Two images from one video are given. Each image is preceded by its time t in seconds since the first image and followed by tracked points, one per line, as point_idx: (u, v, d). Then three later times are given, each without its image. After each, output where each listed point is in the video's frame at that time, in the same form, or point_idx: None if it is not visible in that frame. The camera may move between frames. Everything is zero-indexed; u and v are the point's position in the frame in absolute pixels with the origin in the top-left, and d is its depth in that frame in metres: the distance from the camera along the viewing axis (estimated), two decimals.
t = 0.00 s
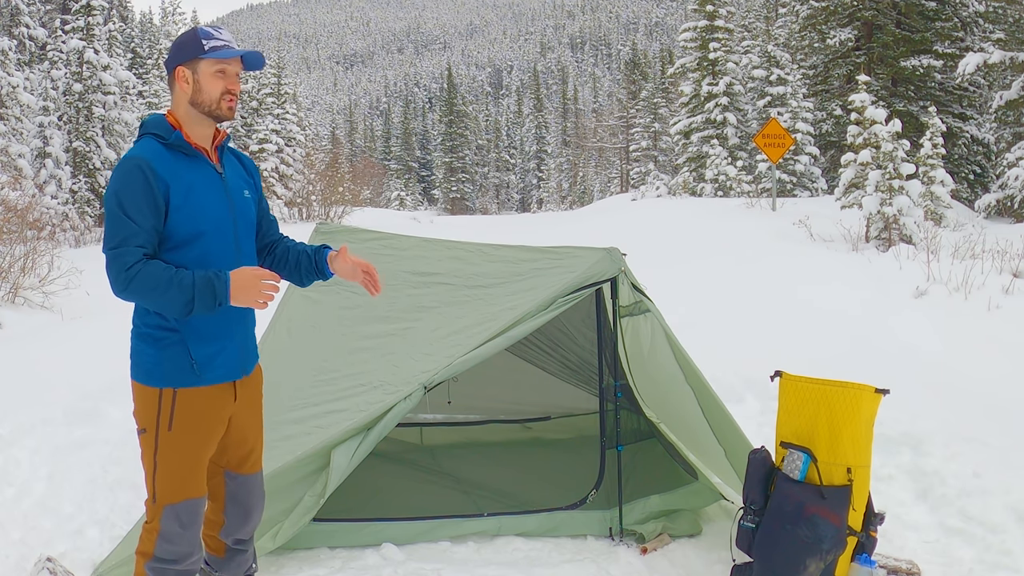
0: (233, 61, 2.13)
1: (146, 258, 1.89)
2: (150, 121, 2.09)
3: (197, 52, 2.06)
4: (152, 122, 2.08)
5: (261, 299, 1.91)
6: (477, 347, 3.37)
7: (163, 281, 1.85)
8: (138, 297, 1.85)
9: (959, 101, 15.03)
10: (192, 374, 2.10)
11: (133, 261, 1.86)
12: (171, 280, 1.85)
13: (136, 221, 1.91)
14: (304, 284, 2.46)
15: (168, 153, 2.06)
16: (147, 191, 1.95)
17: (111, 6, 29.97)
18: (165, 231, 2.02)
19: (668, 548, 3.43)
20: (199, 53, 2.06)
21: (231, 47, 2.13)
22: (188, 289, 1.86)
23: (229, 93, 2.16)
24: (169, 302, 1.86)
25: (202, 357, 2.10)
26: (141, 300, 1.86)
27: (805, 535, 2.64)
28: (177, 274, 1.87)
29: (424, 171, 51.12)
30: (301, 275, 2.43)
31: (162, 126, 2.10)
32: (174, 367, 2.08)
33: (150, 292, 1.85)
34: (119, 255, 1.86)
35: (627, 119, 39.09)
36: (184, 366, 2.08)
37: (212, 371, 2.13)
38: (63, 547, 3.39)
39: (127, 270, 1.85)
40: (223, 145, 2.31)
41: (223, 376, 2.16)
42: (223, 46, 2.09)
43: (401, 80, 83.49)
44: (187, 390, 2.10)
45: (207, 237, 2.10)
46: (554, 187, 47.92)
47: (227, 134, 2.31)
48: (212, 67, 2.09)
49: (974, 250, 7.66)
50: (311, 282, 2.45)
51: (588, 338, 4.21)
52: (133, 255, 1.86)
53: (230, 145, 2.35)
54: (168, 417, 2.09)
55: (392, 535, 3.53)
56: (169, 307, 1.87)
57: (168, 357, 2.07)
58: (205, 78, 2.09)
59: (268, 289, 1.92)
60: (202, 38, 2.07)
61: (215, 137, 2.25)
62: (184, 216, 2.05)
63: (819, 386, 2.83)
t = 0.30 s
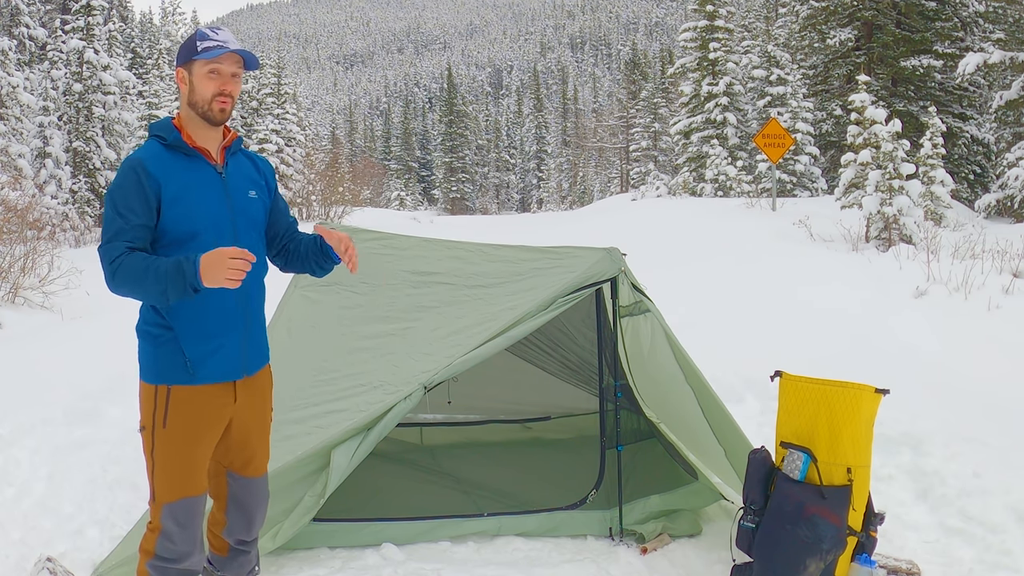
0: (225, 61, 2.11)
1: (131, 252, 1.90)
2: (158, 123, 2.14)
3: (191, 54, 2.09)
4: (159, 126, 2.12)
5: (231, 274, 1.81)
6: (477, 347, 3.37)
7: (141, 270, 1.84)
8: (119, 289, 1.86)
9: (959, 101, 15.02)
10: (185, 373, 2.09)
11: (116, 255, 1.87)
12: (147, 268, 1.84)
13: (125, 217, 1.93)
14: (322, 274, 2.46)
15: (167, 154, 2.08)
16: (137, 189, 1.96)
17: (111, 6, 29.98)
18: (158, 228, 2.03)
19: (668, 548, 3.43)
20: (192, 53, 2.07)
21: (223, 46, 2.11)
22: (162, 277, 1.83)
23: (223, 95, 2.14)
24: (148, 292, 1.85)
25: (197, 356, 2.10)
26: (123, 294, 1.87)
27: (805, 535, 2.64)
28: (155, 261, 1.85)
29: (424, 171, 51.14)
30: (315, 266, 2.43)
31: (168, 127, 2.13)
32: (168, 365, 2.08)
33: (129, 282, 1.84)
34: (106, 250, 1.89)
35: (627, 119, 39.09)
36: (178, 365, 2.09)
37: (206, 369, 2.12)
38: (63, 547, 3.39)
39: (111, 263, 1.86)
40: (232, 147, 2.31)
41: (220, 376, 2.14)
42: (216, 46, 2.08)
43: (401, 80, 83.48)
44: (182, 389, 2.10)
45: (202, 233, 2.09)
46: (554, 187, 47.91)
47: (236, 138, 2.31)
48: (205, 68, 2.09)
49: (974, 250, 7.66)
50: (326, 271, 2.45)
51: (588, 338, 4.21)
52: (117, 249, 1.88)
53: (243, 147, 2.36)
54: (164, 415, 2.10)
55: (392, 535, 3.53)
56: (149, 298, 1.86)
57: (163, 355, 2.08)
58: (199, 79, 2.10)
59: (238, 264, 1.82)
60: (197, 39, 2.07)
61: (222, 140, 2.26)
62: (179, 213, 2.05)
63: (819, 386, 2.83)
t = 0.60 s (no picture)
0: (233, 62, 2.12)
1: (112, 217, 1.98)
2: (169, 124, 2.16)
3: (200, 55, 2.10)
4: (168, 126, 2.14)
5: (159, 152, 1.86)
6: (478, 346, 3.37)
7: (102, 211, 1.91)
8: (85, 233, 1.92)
9: (959, 101, 15.02)
10: (177, 371, 2.10)
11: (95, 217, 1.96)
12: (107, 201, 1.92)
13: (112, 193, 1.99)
14: (348, 228, 2.42)
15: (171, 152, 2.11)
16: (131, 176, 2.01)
17: (111, 7, 29.97)
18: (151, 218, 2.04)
19: (668, 547, 3.43)
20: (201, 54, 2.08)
21: (229, 48, 2.11)
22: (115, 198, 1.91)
23: (230, 96, 2.14)
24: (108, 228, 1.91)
25: (189, 354, 2.10)
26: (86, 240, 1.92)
27: (805, 535, 2.64)
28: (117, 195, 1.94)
29: (424, 171, 51.16)
30: (338, 222, 2.39)
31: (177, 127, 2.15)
32: (160, 360, 2.10)
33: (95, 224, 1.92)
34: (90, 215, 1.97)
35: (627, 119, 39.09)
36: (170, 362, 2.10)
37: (198, 366, 2.12)
38: (63, 547, 3.39)
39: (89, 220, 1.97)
40: (245, 147, 2.29)
41: (211, 375, 2.13)
42: (223, 47, 2.09)
43: (401, 81, 83.47)
44: (174, 386, 2.10)
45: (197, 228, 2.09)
46: (554, 187, 47.92)
47: (247, 137, 2.30)
48: (212, 69, 2.10)
49: (974, 250, 7.66)
50: (350, 222, 2.41)
51: (588, 338, 4.21)
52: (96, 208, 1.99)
53: (255, 147, 2.34)
54: (156, 410, 2.11)
55: (392, 535, 3.53)
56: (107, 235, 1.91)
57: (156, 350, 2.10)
58: (206, 78, 2.10)
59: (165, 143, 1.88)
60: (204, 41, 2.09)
61: (234, 140, 2.26)
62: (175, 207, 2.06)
63: (819, 386, 2.83)
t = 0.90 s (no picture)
0: (249, 70, 2.12)
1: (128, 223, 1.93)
2: (177, 119, 2.15)
3: (215, 58, 2.10)
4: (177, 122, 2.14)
5: (185, 206, 1.79)
6: (477, 347, 3.37)
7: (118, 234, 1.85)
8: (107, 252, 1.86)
9: (959, 101, 15.02)
10: (172, 372, 2.10)
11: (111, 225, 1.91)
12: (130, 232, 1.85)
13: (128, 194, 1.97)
14: (360, 272, 2.38)
15: (179, 152, 2.10)
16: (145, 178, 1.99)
17: (111, 7, 29.98)
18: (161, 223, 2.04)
19: (668, 547, 3.43)
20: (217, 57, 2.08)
21: (248, 56, 2.12)
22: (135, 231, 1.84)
23: (241, 102, 2.14)
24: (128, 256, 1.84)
25: (185, 355, 2.10)
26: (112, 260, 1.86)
27: (805, 535, 2.64)
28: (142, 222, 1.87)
29: (424, 171, 51.18)
30: (354, 264, 2.35)
31: (185, 125, 2.14)
32: (156, 360, 2.09)
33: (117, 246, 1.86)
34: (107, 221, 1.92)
35: (627, 119, 39.10)
36: (166, 362, 2.09)
37: (193, 368, 2.11)
38: (63, 547, 3.39)
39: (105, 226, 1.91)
40: (251, 152, 2.30)
41: (208, 377, 2.13)
42: (241, 53, 2.10)
43: (401, 81, 83.49)
44: (171, 386, 2.10)
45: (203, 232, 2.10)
46: (554, 187, 47.92)
47: (254, 142, 2.30)
48: (227, 74, 2.10)
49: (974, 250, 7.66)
50: (365, 268, 2.37)
51: (588, 338, 4.21)
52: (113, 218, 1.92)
53: (261, 153, 2.35)
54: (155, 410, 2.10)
55: (392, 535, 3.53)
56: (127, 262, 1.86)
57: (154, 348, 2.09)
58: (220, 83, 2.11)
59: (192, 197, 1.79)
60: (222, 44, 2.09)
61: (241, 145, 2.26)
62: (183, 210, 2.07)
63: (819, 386, 2.83)
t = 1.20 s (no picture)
0: (236, 61, 2.12)
1: (138, 243, 1.91)
2: (168, 122, 2.14)
3: (203, 52, 2.11)
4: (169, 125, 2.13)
5: (213, 275, 1.73)
6: (478, 347, 3.38)
7: (137, 263, 1.81)
8: (125, 284, 1.83)
9: (960, 101, 15.02)
10: (182, 375, 2.09)
11: (123, 245, 1.88)
12: (146, 262, 1.81)
13: (128, 208, 1.95)
14: (330, 300, 2.40)
15: (175, 154, 2.09)
16: (145, 186, 1.98)
17: (111, 7, 30.00)
18: (165, 232, 2.04)
19: (668, 547, 3.43)
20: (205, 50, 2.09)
21: (236, 51, 2.12)
22: (155, 268, 1.79)
23: (230, 97, 2.14)
24: (145, 286, 1.80)
25: (193, 359, 2.10)
26: (130, 289, 1.84)
27: (805, 535, 2.64)
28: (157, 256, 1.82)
29: (424, 171, 51.19)
30: (326, 292, 2.36)
31: (177, 126, 2.13)
32: (164, 365, 2.08)
33: (131, 275, 1.82)
34: (115, 242, 1.90)
35: (627, 119, 39.10)
36: (173, 366, 2.08)
37: (201, 372, 2.12)
38: (63, 547, 3.39)
39: (117, 250, 1.87)
40: (244, 150, 2.29)
41: (215, 379, 2.14)
42: (228, 45, 2.11)
43: (401, 81, 83.52)
44: (179, 391, 2.10)
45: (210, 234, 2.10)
46: (554, 187, 47.93)
47: (246, 139, 2.30)
48: (215, 67, 2.11)
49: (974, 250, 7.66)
50: (334, 298, 2.39)
51: (588, 338, 4.21)
52: (124, 240, 1.89)
53: (253, 151, 2.35)
54: (161, 414, 2.10)
55: (392, 535, 3.53)
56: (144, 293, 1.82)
57: (160, 354, 2.08)
58: (209, 77, 2.11)
59: (222, 269, 1.74)
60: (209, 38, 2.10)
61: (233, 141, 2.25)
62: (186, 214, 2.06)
63: (819, 386, 2.83)
